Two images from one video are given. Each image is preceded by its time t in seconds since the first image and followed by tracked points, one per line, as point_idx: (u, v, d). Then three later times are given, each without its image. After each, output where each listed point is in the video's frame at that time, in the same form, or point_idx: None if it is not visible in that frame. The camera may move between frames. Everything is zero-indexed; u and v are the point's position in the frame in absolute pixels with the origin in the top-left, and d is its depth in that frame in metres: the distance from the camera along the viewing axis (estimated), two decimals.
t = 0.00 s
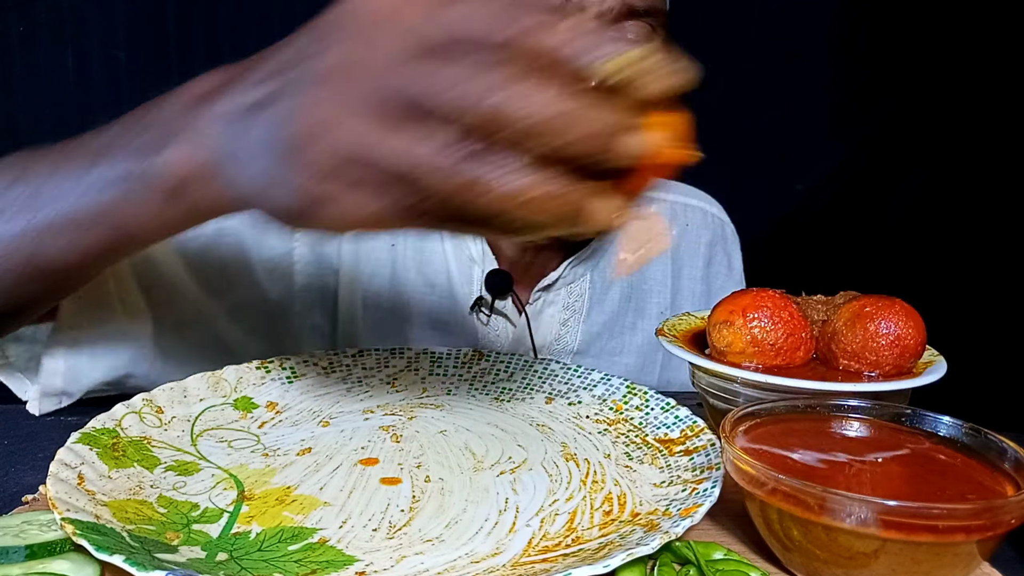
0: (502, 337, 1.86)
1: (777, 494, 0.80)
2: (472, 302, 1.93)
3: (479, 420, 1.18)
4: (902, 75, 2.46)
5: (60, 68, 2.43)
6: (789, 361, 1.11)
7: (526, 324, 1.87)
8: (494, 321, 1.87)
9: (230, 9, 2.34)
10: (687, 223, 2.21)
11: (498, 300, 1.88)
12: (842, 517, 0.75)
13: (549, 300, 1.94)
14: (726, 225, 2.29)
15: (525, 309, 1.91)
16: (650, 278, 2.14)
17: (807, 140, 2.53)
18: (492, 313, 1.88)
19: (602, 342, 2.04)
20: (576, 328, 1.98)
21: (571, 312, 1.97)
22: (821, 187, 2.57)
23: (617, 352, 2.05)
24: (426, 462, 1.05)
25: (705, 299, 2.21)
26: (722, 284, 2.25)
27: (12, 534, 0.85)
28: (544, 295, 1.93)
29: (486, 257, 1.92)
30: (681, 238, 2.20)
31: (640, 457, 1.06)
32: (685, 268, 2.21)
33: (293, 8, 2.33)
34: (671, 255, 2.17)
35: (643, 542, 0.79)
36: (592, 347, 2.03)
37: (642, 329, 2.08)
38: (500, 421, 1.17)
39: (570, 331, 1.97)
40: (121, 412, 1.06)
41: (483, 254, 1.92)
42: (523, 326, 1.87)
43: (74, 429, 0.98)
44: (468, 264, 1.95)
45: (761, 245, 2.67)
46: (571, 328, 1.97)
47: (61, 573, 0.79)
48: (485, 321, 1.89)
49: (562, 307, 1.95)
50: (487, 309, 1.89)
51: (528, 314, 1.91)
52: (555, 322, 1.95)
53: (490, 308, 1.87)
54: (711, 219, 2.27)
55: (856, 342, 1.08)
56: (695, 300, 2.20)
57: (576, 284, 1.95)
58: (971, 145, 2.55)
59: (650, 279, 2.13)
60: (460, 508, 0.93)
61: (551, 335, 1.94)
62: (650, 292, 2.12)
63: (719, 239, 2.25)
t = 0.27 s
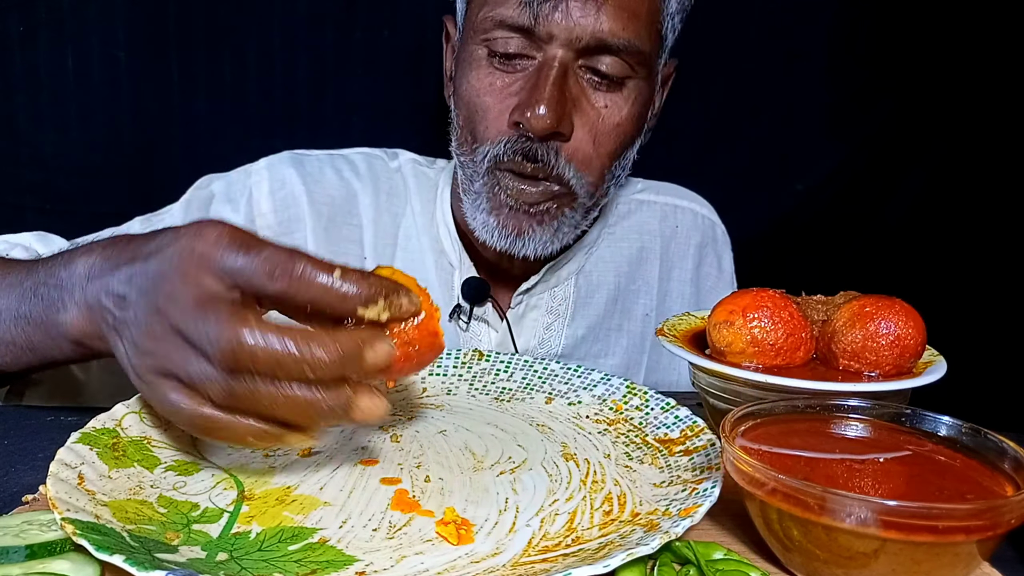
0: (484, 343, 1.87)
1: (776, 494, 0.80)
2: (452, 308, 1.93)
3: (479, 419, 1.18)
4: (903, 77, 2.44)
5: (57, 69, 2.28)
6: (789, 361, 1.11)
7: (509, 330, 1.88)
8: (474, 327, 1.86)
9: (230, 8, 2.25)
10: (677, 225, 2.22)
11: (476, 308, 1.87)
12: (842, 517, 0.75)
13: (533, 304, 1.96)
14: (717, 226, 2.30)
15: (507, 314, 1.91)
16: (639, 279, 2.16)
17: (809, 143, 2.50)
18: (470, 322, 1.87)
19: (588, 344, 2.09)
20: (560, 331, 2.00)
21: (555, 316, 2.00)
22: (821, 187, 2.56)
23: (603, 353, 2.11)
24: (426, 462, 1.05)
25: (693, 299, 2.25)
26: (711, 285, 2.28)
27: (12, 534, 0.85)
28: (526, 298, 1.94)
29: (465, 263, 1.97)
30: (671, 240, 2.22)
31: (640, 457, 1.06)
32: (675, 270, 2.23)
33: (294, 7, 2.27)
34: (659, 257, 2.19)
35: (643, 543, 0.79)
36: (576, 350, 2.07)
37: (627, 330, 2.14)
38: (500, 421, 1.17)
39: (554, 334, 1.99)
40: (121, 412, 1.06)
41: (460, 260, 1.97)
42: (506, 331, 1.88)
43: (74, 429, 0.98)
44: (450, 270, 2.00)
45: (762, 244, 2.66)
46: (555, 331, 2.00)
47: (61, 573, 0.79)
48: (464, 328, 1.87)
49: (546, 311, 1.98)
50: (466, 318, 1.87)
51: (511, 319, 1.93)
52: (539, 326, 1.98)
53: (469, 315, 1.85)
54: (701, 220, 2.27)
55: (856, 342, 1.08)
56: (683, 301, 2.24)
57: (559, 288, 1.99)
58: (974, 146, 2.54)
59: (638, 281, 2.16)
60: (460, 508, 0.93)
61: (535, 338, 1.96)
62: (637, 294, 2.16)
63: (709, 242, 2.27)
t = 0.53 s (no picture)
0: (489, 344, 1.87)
1: (776, 494, 0.80)
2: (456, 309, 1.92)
3: (479, 420, 1.18)
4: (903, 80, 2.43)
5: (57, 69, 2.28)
6: (789, 361, 1.11)
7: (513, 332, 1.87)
8: (478, 328, 1.87)
9: (230, 8, 2.25)
10: (681, 226, 2.22)
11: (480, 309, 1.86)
12: (841, 517, 0.75)
13: (538, 305, 1.96)
14: (722, 227, 2.30)
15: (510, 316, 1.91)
16: (643, 280, 2.16)
17: (810, 144, 2.49)
18: (474, 323, 1.86)
19: (591, 345, 2.09)
20: (564, 333, 2.01)
21: (559, 317, 2.00)
22: (822, 186, 2.53)
23: (606, 355, 2.11)
24: (426, 462, 1.05)
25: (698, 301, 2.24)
26: (717, 287, 2.27)
27: (12, 534, 0.85)
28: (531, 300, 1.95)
29: (468, 264, 1.95)
30: (676, 241, 2.21)
31: (640, 457, 1.06)
32: (680, 271, 2.22)
33: (293, 7, 2.27)
34: (664, 258, 2.19)
35: (643, 543, 0.79)
36: (580, 352, 2.07)
37: (631, 331, 2.14)
38: (500, 421, 1.17)
39: (557, 336, 2.00)
40: (121, 412, 1.06)
41: (464, 262, 1.95)
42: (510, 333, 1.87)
43: (74, 429, 0.98)
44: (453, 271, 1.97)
45: (762, 244, 2.66)
46: (558, 333, 2.00)
47: (61, 573, 0.79)
48: (468, 329, 1.87)
49: (549, 312, 1.98)
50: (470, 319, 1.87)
51: (515, 320, 1.93)
52: (543, 327, 1.98)
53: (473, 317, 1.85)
54: (707, 221, 2.27)
55: (856, 342, 1.08)
56: (688, 302, 2.23)
57: (563, 289, 1.99)
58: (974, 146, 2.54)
59: (642, 282, 2.16)
60: (460, 508, 0.93)
61: (538, 340, 1.96)
62: (641, 295, 2.16)
63: (714, 243, 2.26)
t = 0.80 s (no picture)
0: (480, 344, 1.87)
1: (776, 494, 0.80)
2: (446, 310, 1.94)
3: (479, 420, 1.18)
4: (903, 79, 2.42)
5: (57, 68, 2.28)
6: (789, 361, 1.11)
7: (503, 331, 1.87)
8: (469, 328, 1.87)
9: (230, 7, 2.25)
10: (674, 220, 2.22)
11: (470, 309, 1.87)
12: (841, 517, 0.75)
13: (529, 303, 1.95)
14: (716, 220, 2.30)
15: (501, 314, 1.91)
16: (636, 275, 2.17)
17: (811, 144, 2.48)
18: (464, 324, 1.88)
19: (585, 342, 2.10)
20: (556, 331, 2.00)
21: (551, 315, 1.99)
22: (822, 186, 2.53)
23: (600, 352, 2.11)
24: (426, 462, 1.05)
25: (691, 295, 2.25)
26: (712, 280, 2.28)
27: (12, 534, 0.85)
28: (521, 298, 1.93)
29: (459, 265, 1.96)
30: (668, 237, 2.22)
31: (640, 457, 1.06)
32: (673, 266, 2.23)
33: (293, 7, 2.26)
34: (657, 253, 2.19)
35: (643, 543, 0.79)
36: (573, 349, 2.07)
37: (625, 327, 2.14)
38: (500, 421, 1.17)
39: (550, 334, 1.99)
40: (121, 412, 1.06)
41: (453, 263, 1.96)
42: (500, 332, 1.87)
43: (74, 429, 0.98)
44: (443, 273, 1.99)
45: (762, 244, 2.66)
46: (551, 331, 2.00)
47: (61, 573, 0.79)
48: (460, 329, 1.88)
49: (541, 310, 1.97)
50: (460, 319, 1.88)
51: (505, 318, 1.92)
52: (535, 326, 1.97)
53: (463, 316, 1.86)
54: (700, 214, 2.27)
55: (856, 342, 1.08)
56: (681, 297, 2.24)
57: (554, 286, 1.98)
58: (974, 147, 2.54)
59: (635, 277, 2.16)
60: (460, 508, 0.93)
61: (531, 338, 1.96)
62: (634, 290, 2.16)
63: (708, 236, 2.26)
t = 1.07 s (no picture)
0: (476, 343, 1.87)
1: (776, 494, 0.80)
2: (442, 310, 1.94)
3: (479, 420, 1.18)
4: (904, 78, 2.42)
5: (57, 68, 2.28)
6: (789, 361, 1.11)
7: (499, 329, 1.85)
8: (464, 328, 1.87)
9: (229, 7, 2.24)
10: (670, 219, 2.22)
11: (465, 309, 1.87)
12: (841, 517, 0.75)
13: (524, 302, 1.95)
14: (712, 216, 2.30)
15: (496, 313, 1.90)
16: (632, 274, 2.17)
17: (811, 144, 2.48)
18: (458, 323, 1.88)
19: (581, 342, 2.10)
20: (551, 330, 2.00)
21: (546, 314, 1.99)
22: (822, 186, 2.53)
23: (596, 351, 2.11)
24: (426, 462, 1.05)
25: (688, 294, 2.25)
26: (708, 278, 2.29)
27: (12, 534, 0.84)
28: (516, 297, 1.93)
29: (453, 264, 1.95)
30: (664, 235, 2.22)
31: (640, 457, 1.06)
32: (669, 264, 2.23)
33: (293, 7, 2.25)
34: (652, 252, 2.19)
35: (643, 543, 0.79)
36: (569, 349, 2.07)
37: (621, 326, 2.15)
38: (500, 421, 1.17)
39: (546, 333, 2.00)
40: (121, 412, 1.06)
41: (447, 262, 1.96)
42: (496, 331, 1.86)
43: (74, 429, 0.98)
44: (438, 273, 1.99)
45: (762, 243, 2.66)
46: (547, 330, 2.00)
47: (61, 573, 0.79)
48: (455, 328, 1.89)
49: (536, 309, 1.98)
50: (455, 318, 1.88)
51: (501, 318, 1.92)
52: (531, 324, 1.98)
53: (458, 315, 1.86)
54: (697, 211, 2.26)
55: (856, 342, 1.08)
56: (678, 296, 2.24)
57: (549, 285, 1.98)
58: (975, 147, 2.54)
59: (630, 275, 2.17)
60: (460, 508, 0.93)
61: (526, 338, 1.96)
62: (629, 289, 2.17)
63: (704, 234, 2.26)
